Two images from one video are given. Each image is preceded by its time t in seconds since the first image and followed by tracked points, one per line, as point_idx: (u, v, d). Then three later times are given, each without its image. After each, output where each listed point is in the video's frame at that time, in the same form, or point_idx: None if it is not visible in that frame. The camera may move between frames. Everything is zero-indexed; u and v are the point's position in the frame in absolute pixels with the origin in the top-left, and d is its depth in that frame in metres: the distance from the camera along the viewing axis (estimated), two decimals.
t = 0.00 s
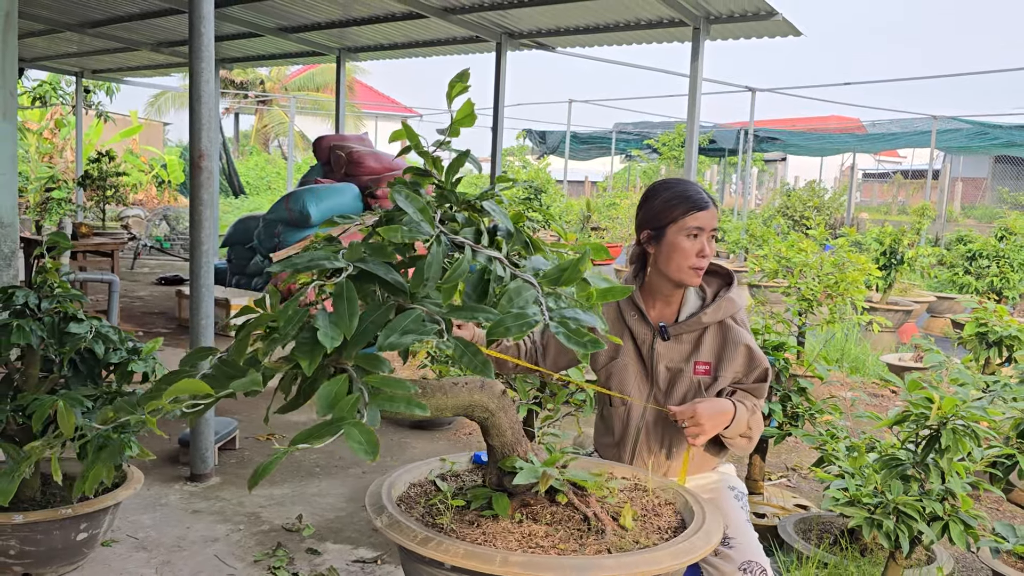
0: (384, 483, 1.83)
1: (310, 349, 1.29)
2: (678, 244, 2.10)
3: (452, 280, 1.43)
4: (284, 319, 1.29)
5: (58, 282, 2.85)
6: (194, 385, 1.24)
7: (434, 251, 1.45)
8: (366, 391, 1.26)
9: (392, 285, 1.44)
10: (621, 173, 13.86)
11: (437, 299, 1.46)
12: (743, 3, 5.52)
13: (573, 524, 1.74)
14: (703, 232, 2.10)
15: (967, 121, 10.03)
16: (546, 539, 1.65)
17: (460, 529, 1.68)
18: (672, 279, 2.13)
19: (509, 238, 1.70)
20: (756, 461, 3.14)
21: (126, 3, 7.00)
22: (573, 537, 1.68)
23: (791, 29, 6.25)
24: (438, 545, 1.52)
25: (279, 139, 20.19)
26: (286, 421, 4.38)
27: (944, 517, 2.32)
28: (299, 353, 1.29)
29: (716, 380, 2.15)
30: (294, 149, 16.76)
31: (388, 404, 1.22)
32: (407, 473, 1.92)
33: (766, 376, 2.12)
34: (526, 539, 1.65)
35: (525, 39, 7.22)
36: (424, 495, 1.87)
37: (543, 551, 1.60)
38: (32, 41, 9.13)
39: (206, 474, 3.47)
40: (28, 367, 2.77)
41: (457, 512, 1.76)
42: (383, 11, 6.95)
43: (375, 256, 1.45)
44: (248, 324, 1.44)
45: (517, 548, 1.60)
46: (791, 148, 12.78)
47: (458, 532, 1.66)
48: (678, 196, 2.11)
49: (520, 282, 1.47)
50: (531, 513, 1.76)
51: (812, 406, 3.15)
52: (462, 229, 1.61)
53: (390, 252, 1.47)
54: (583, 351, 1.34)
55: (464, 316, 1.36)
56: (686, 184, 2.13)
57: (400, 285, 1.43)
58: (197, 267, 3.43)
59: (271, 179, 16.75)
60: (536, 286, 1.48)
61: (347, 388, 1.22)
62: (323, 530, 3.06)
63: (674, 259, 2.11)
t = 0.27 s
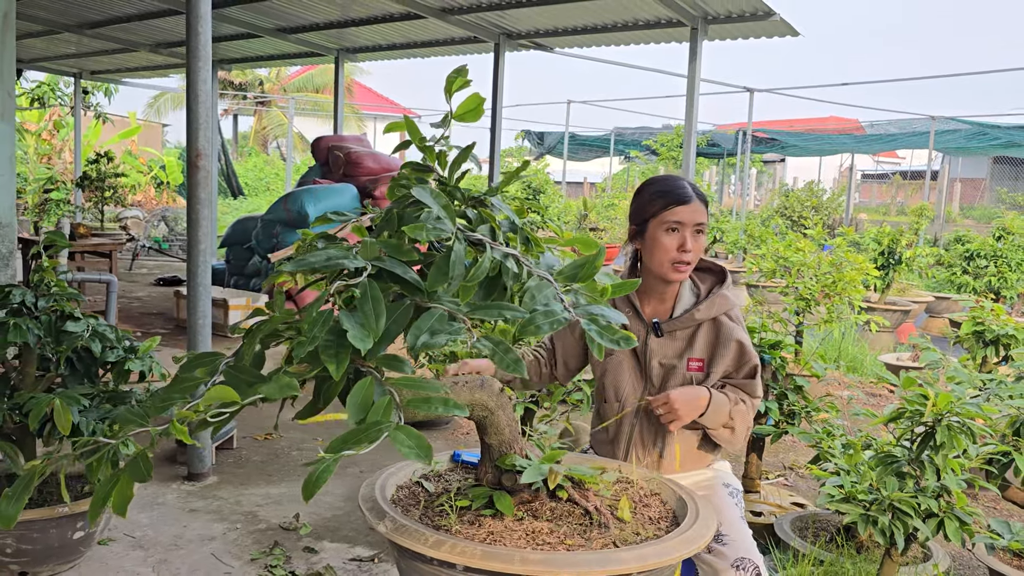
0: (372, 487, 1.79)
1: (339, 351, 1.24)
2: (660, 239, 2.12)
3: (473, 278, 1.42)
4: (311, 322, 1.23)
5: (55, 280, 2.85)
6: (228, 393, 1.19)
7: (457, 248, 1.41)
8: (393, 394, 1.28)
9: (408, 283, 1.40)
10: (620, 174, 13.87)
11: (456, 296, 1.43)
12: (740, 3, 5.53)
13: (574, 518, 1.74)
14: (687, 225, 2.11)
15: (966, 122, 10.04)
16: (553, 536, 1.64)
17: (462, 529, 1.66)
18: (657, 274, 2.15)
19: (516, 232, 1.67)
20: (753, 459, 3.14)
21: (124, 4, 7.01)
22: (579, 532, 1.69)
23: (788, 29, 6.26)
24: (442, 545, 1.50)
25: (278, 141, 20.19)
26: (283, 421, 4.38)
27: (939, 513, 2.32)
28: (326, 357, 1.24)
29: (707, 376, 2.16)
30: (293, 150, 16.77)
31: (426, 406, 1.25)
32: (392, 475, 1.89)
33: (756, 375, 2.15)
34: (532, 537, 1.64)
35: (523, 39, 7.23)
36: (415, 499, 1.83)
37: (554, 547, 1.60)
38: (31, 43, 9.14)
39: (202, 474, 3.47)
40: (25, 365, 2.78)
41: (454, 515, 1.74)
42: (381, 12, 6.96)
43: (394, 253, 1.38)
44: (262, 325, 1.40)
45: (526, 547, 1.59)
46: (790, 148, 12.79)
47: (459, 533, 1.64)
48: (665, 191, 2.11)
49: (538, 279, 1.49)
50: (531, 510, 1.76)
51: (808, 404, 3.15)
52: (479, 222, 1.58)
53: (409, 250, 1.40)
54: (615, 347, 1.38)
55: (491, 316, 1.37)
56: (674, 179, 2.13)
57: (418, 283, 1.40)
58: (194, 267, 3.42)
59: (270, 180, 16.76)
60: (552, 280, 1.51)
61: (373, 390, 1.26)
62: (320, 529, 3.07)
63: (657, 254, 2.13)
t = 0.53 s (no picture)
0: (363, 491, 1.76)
1: (366, 357, 1.23)
2: (644, 237, 2.13)
3: (494, 278, 1.40)
4: (337, 326, 1.20)
5: (51, 281, 2.84)
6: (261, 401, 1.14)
7: (478, 248, 1.37)
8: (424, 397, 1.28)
9: (426, 284, 1.41)
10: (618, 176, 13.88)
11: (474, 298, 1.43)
12: (737, 4, 5.54)
13: (575, 516, 1.75)
14: (671, 222, 2.11)
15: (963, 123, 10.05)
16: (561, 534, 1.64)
17: (465, 530, 1.65)
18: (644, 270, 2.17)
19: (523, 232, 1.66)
20: (750, 459, 3.14)
21: (121, 5, 7.01)
22: (584, 530, 1.69)
23: (785, 30, 6.27)
24: (451, 547, 1.48)
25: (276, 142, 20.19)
26: (281, 421, 4.38)
27: (935, 512, 2.32)
28: (354, 361, 1.23)
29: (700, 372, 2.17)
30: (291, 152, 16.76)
31: (462, 410, 1.26)
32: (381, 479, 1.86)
33: (745, 366, 2.13)
34: (537, 537, 1.63)
35: (521, 40, 7.24)
36: (410, 503, 1.80)
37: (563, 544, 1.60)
38: (28, 44, 9.14)
39: (199, 475, 3.47)
40: (21, 366, 2.77)
41: (451, 518, 1.71)
42: (379, 13, 6.96)
43: (411, 253, 1.38)
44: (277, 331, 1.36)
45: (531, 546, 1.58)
46: (787, 149, 12.80)
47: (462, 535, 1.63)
48: (652, 189, 2.11)
49: (554, 278, 1.47)
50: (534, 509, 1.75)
51: (805, 404, 3.15)
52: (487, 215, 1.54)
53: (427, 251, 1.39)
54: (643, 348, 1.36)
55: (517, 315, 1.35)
56: (661, 177, 2.13)
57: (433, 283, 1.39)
58: (190, 267, 3.41)
59: (267, 181, 16.76)
60: (568, 280, 1.49)
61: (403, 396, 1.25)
62: (317, 529, 3.06)
63: (644, 252, 2.14)
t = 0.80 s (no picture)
0: (354, 494, 1.72)
1: (389, 363, 1.25)
2: (649, 236, 2.12)
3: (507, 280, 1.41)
4: (359, 330, 1.19)
5: (44, 281, 2.84)
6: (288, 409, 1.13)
7: (494, 250, 1.37)
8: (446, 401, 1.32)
9: (439, 285, 1.40)
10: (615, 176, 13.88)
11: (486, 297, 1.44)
12: (733, 4, 5.55)
13: (572, 514, 1.75)
14: (676, 223, 2.11)
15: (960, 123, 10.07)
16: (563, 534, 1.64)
17: (463, 532, 1.63)
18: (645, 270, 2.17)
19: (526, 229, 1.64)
20: (745, 458, 3.14)
21: (118, 6, 7.01)
22: (584, 529, 1.69)
23: (781, 30, 6.28)
24: (451, 550, 1.46)
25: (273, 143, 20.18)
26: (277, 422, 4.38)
27: (930, 511, 2.32)
28: (375, 368, 1.24)
29: (705, 374, 2.16)
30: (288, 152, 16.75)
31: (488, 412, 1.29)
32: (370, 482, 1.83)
33: (756, 370, 2.13)
34: (537, 537, 1.63)
35: (517, 40, 7.24)
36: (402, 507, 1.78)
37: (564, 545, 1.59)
38: (25, 45, 9.12)
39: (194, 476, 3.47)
40: (15, 366, 2.77)
41: (445, 520, 1.69)
42: (375, 13, 6.96)
43: (425, 256, 1.38)
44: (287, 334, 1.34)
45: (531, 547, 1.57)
46: (784, 150, 12.81)
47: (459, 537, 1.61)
48: (655, 189, 2.11)
49: (562, 278, 1.47)
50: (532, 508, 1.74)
51: (800, 403, 3.15)
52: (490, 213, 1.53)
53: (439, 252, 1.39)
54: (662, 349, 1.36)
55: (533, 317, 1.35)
56: (664, 178, 2.13)
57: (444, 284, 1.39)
58: (185, 268, 3.41)
59: (265, 182, 16.75)
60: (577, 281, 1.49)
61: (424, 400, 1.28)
62: (312, 530, 3.06)
63: (647, 251, 2.14)
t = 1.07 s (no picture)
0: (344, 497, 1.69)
1: (408, 365, 1.25)
2: (651, 237, 2.11)
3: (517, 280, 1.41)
4: (379, 331, 1.19)
5: (38, 280, 2.83)
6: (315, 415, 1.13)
7: (507, 249, 1.37)
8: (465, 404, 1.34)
9: (448, 284, 1.39)
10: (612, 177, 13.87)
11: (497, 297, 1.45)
12: (729, 4, 5.55)
13: (569, 512, 1.74)
14: (677, 224, 2.10)
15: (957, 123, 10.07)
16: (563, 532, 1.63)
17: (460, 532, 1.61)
18: (644, 269, 2.15)
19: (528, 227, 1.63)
20: (741, 458, 3.13)
21: (113, 6, 6.99)
22: (582, 526, 1.69)
23: (777, 30, 6.27)
24: (452, 551, 1.45)
25: (270, 144, 20.16)
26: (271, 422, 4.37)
27: (925, 510, 2.31)
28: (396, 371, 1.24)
29: (696, 373, 2.15)
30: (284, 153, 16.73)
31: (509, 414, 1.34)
32: (360, 483, 1.80)
33: (741, 367, 2.11)
34: (537, 536, 1.62)
35: (513, 40, 7.24)
36: (394, 509, 1.74)
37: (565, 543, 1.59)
38: (20, 45, 9.10)
39: (189, 477, 3.46)
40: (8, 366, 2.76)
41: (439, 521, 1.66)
42: (371, 13, 6.96)
43: (436, 254, 1.35)
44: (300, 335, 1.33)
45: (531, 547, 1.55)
46: (781, 150, 12.82)
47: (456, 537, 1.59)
48: (654, 190, 2.11)
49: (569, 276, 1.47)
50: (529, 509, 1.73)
51: (796, 403, 3.14)
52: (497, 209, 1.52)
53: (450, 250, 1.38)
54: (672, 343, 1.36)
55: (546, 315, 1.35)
56: (663, 179, 2.13)
57: (454, 283, 1.39)
58: (179, 267, 3.39)
59: (261, 183, 16.74)
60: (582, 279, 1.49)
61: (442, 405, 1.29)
62: (306, 530, 3.04)
63: (648, 251, 2.12)
